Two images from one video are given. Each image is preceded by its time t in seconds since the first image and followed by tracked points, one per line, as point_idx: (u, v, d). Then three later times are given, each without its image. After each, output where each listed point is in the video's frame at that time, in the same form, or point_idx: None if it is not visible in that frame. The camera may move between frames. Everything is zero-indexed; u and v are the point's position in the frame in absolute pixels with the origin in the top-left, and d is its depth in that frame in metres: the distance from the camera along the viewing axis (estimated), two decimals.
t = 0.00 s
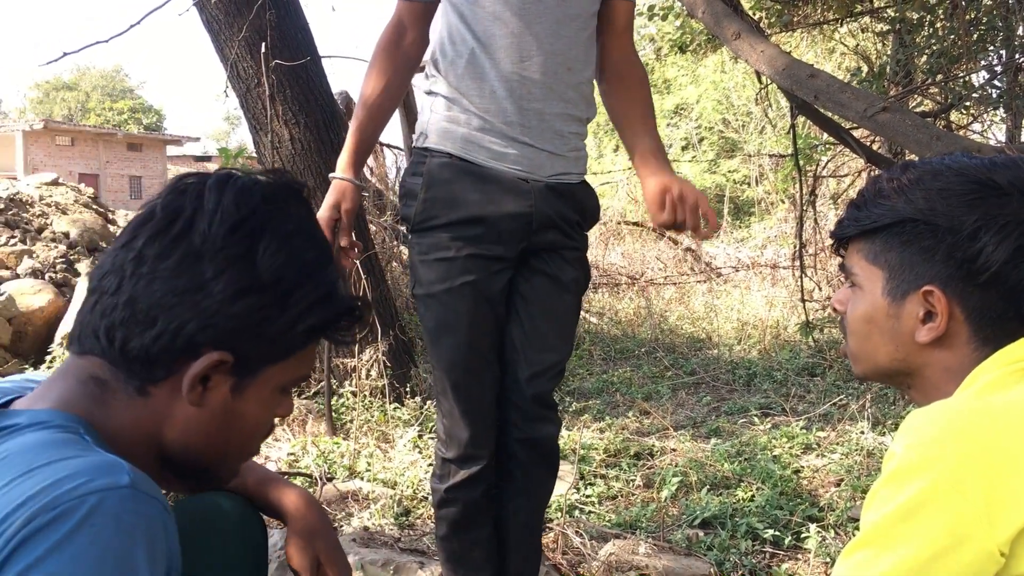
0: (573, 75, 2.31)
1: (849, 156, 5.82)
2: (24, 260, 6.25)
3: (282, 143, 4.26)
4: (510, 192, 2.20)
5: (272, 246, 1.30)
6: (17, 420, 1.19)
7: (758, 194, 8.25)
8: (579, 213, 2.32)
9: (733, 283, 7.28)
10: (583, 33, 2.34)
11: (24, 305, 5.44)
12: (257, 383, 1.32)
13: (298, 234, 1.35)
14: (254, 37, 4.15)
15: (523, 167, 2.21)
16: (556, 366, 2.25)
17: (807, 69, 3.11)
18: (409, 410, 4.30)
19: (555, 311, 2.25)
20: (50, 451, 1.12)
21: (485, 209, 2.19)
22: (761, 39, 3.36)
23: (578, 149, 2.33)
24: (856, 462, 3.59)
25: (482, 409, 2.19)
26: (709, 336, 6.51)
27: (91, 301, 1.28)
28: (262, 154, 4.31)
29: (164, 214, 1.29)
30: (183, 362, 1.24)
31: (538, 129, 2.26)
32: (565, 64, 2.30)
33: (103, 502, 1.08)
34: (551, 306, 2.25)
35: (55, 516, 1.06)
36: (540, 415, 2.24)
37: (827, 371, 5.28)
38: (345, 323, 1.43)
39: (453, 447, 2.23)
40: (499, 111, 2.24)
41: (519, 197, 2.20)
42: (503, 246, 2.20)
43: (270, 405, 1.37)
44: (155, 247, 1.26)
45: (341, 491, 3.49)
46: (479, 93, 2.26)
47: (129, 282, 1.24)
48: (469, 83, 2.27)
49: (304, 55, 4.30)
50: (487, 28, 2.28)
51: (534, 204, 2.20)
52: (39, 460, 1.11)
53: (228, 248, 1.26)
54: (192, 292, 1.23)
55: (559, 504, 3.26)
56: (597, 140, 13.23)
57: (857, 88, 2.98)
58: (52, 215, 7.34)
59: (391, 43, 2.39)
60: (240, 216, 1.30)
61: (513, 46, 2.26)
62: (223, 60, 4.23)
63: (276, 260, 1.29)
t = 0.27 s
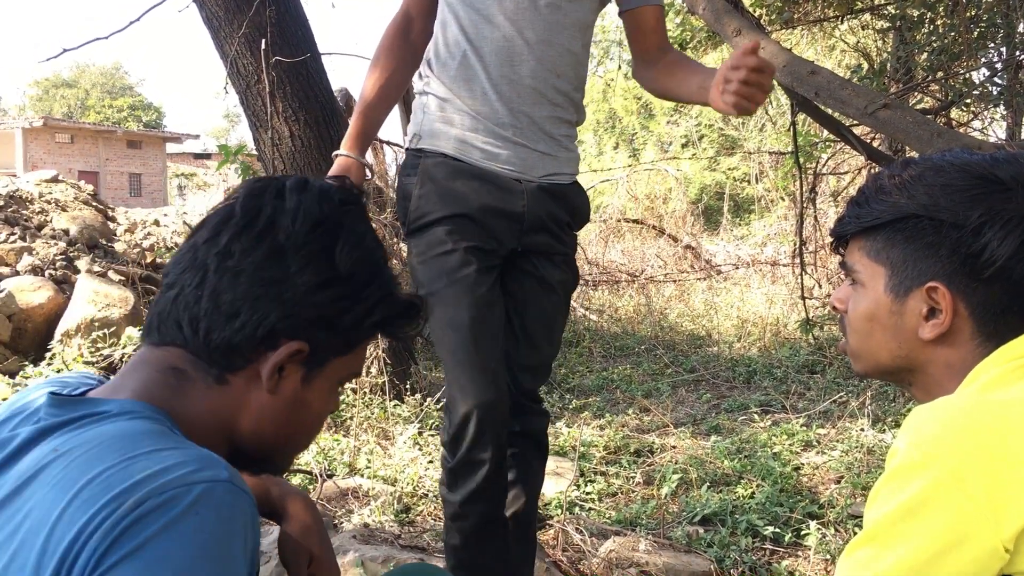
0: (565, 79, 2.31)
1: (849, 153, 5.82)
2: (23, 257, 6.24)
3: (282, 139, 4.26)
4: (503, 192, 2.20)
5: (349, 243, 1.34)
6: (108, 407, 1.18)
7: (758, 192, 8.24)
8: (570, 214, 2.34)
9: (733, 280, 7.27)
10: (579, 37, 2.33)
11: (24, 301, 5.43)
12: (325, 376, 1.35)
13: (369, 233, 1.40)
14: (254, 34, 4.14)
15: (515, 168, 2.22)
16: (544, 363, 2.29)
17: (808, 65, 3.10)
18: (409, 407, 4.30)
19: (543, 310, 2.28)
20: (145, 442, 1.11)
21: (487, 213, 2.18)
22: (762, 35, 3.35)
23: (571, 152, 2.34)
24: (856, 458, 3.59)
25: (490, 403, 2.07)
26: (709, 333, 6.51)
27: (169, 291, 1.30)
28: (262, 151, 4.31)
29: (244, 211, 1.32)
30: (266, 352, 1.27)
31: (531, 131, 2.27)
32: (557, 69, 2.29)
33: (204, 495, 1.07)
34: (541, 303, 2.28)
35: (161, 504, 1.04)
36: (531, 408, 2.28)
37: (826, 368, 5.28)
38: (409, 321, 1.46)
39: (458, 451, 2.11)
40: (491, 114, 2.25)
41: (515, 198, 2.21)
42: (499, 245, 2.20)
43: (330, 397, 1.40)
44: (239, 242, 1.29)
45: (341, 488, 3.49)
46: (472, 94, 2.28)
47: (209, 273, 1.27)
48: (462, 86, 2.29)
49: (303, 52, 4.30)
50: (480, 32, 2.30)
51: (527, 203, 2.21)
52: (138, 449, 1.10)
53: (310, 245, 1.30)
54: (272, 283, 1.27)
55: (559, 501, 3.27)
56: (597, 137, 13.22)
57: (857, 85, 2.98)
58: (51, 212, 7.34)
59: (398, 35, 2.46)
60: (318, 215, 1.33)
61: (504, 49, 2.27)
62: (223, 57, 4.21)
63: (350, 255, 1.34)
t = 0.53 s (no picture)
0: (555, 76, 2.31)
1: (846, 153, 5.82)
2: (21, 256, 6.24)
3: (279, 139, 4.25)
4: (486, 184, 2.22)
5: (384, 255, 1.43)
6: (163, 398, 1.22)
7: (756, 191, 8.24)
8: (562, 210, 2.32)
9: (731, 280, 7.28)
10: (573, 36, 2.33)
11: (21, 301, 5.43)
12: (358, 377, 1.41)
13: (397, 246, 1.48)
14: (252, 34, 4.14)
15: (506, 163, 2.22)
16: (536, 364, 2.26)
17: (805, 64, 3.10)
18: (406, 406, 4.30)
19: (533, 310, 2.26)
20: (200, 429, 1.14)
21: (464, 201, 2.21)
22: (759, 34, 3.35)
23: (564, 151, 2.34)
24: (853, 458, 3.59)
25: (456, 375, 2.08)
26: (707, 333, 6.51)
27: (216, 293, 1.37)
28: (259, 151, 4.29)
29: (286, 222, 1.41)
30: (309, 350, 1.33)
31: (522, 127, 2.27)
32: (548, 66, 2.30)
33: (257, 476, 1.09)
34: (534, 305, 2.26)
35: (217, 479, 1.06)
36: (527, 411, 2.25)
37: (824, 368, 5.28)
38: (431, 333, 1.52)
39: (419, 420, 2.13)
40: (482, 109, 2.27)
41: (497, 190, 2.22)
42: (477, 238, 2.22)
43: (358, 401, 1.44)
44: (286, 246, 1.36)
45: (339, 488, 3.49)
46: (465, 90, 2.30)
47: (256, 276, 1.34)
48: (455, 81, 2.32)
49: (301, 52, 4.30)
50: (472, 29, 2.32)
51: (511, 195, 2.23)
52: (193, 433, 1.13)
53: (349, 251, 1.38)
54: (315, 285, 1.33)
55: (557, 500, 3.27)
56: (595, 137, 13.22)
57: (855, 84, 2.98)
58: (48, 212, 7.33)
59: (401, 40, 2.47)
60: (355, 225, 1.42)
61: (495, 45, 2.29)
62: (220, 57, 4.21)
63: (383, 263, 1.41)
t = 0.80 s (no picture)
0: (539, 80, 2.30)
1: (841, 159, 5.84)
2: (15, 264, 6.22)
3: (274, 146, 4.25)
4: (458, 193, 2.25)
5: (387, 260, 1.43)
6: (171, 402, 1.25)
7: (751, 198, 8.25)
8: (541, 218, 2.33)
9: (726, 286, 7.29)
10: (561, 43, 2.32)
11: (15, 308, 5.42)
12: (363, 380, 1.43)
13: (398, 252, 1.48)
14: (246, 41, 4.14)
15: (482, 169, 2.24)
16: (519, 377, 2.27)
17: (799, 71, 3.11)
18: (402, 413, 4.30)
19: (513, 324, 2.28)
20: (212, 429, 1.17)
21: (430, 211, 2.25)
22: (753, 40, 3.36)
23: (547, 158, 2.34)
24: (848, 464, 3.60)
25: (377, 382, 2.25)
26: (703, 339, 6.52)
27: (224, 299, 1.38)
28: (254, 158, 4.29)
29: (290, 229, 1.40)
30: (316, 354, 1.34)
31: (501, 133, 2.28)
32: (531, 71, 2.29)
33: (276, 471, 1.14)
34: (511, 315, 2.28)
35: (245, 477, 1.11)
36: (512, 424, 2.28)
37: (819, 374, 5.29)
38: (433, 337, 1.53)
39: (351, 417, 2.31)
40: (457, 114, 2.29)
41: (465, 199, 2.25)
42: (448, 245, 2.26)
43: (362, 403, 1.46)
44: (294, 252, 1.36)
45: (334, 495, 3.49)
46: (445, 95, 2.33)
47: (263, 283, 1.35)
48: (437, 83, 2.34)
49: (295, 59, 4.31)
50: (456, 34, 2.34)
51: (480, 204, 2.25)
52: (206, 433, 1.16)
53: (356, 255, 1.38)
54: (319, 290, 1.34)
55: (552, 507, 3.27)
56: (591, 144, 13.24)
57: (848, 90, 2.99)
58: (43, 220, 7.31)
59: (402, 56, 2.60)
60: (359, 233, 1.42)
61: (477, 50, 2.30)
62: (214, 64, 4.20)
63: (387, 268, 1.41)
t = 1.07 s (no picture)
0: (511, 98, 2.32)
1: (836, 175, 5.86)
2: (10, 280, 6.22)
3: (270, 163, 4.26)
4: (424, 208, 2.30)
5: (373, 270, 1.49)
6: (168, 425, 1.26)
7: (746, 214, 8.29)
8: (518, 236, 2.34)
9: (722, 302, 7.29)
10: (533, 60, 2.33)
11: (10, 324, 5.41)
12: (349, 392, 1.47)
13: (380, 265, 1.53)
14: (243, 57, 4.16)
15: (454, 186, 2.28)
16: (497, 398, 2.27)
17: (793, 87, 3.13)
18: (397, 429, 4.28)
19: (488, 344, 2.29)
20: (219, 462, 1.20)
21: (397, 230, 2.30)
22: (747, 57, 3.37)
23: (524, 175, 2.35)
24: (844, 479, 3.59)
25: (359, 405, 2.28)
26: (698, 355, 6.52)
27: (213, 311, 1.40)
28: (250, 173, 4.30)
29: (278, 242, 1.44)
30: (306, 364, 1.38)
31: (472, 151, 2.30)
32: (502, 88, 2.31)
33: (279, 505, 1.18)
34: (485, 336, 2.29)
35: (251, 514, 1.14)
36: (496, 444, 2.29)
37: (815, 389, 5.29)
38: (414, 346, 1.58)
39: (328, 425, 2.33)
40: (428, 133, 2.35)
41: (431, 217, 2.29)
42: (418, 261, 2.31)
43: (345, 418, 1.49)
44: (285, 262, 1.40)
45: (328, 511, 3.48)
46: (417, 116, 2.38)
47: (253, 293, 1.38)
48: (408, 104, 2.40)
49: (292, 76, 4.33)
50: (429, 54, 2.38)
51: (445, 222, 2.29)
52: (207, 463, 1.18)
53: (342, 267, 1.43)
54: (312, 301, 1.38)
55: (548, 523, 3.26)
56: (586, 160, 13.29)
57: (842, 107, 3.00)
58: (39, 236, 7.32)
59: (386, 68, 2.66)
60: (346, 244, 1.48)
61: (449, 69, 2.34)
62: (212, 81, 4.23)
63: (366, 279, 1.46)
